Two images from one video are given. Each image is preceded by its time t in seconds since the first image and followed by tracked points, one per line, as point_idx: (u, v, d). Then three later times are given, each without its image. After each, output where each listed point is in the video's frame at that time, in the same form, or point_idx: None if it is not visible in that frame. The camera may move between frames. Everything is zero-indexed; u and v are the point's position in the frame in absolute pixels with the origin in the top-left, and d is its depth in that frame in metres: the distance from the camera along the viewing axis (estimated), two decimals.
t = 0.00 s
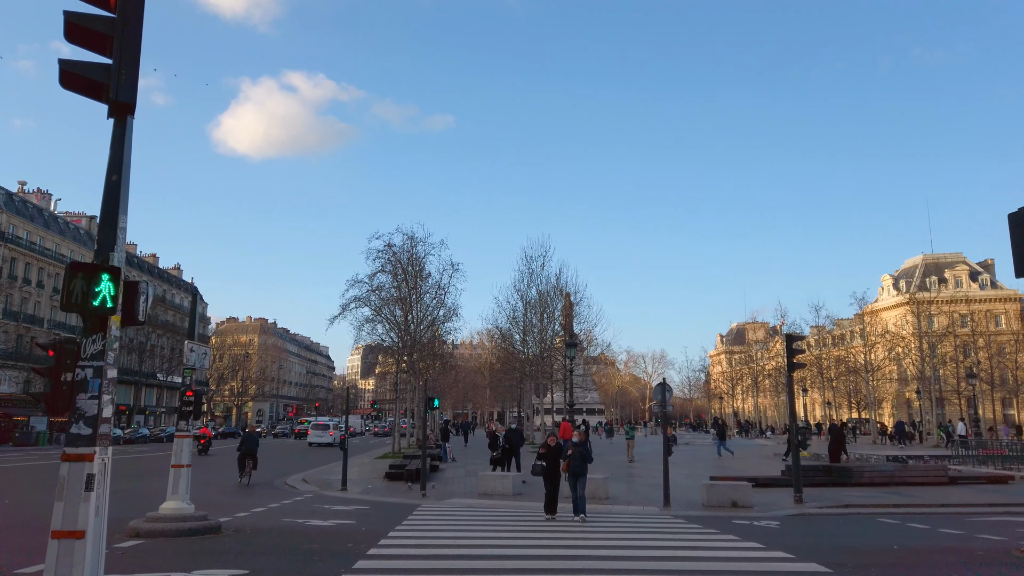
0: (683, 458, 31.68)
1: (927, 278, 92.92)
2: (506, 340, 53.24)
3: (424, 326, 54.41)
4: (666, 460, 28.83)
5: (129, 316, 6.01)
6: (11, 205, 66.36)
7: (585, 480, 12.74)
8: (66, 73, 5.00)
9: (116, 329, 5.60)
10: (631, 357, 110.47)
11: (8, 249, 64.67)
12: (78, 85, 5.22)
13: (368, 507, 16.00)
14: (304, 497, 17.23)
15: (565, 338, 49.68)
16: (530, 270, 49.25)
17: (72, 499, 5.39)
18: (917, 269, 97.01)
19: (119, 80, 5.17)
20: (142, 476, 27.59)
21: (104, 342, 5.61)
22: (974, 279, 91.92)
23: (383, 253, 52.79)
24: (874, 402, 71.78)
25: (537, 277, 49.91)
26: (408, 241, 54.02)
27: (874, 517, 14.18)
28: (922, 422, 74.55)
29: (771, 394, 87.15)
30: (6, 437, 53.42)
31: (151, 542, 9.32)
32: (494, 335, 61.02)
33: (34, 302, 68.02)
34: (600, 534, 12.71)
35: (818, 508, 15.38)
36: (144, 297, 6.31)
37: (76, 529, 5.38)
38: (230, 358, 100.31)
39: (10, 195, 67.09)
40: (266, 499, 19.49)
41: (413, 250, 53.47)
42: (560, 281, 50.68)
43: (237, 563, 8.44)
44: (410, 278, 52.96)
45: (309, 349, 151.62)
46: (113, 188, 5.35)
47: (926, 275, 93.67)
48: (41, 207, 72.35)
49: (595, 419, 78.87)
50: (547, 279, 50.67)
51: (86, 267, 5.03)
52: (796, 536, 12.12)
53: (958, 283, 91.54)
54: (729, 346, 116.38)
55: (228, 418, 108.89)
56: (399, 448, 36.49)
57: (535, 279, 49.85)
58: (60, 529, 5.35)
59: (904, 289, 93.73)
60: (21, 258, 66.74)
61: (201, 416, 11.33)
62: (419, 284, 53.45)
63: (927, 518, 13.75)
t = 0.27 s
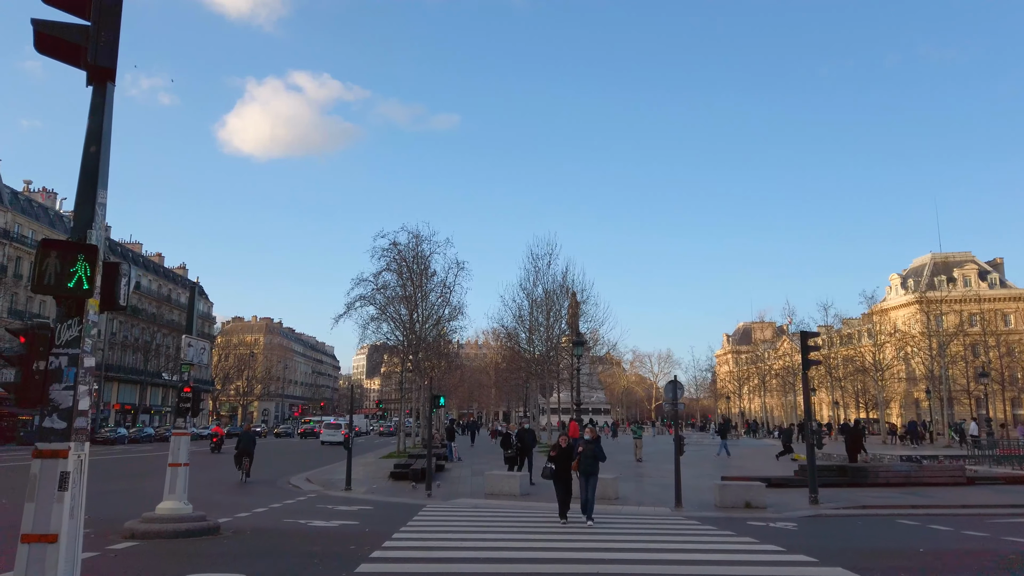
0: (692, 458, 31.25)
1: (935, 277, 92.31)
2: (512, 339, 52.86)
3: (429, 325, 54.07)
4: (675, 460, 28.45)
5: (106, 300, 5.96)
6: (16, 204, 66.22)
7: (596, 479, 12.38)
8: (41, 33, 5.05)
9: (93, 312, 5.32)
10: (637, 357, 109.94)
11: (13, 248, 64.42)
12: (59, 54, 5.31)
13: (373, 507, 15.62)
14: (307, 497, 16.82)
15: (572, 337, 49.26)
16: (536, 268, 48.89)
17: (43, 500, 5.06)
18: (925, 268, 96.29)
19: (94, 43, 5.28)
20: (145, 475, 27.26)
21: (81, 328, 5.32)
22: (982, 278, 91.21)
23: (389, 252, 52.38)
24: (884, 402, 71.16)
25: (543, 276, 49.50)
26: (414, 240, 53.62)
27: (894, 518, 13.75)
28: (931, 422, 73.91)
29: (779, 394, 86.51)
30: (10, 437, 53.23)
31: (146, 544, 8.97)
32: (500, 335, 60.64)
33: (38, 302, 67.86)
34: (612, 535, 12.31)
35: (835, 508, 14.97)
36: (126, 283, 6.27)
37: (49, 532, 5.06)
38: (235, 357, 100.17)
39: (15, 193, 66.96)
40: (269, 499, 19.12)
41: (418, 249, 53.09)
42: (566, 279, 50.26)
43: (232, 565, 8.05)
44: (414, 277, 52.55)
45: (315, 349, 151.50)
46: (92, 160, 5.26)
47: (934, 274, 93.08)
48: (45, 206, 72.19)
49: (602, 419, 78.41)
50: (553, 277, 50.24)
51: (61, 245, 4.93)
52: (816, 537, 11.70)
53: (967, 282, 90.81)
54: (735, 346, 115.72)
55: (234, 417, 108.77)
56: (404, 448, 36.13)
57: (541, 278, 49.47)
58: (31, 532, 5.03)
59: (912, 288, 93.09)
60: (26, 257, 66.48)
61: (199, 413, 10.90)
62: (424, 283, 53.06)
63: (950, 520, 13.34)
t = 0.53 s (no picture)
0: (697, 460, 30.85)
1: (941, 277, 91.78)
2: (515, 339, 52.51)
3: (431, 324, 53.74)
4: (681, 463, 28.08)
5: (72, 301, 5.43)
6: (19, 204, 66.12)
7: (603, 486, 12.01)
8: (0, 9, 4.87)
9: (56, 309, 5.02)
10: (640, 357, 109.51)
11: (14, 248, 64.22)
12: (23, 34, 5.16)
13: (373, 511, 15.27)
14: (306, 501, 16.49)
15: (575, 337, 48.87)
16: (540, 268, 48.53)
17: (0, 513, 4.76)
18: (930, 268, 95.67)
19: (61, 21, 5.10)
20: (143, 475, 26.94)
21: (44, 327, 5.01)
22: (989, 277, 90.60)
23: (391, 252, 52.05)
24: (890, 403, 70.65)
25: (546, 275, 49.13)
26: (416, 239, 53.27)
27: (908, 524, 13.37)
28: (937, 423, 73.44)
29: (784, 395, 86.04)
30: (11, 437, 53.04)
31: (134, 553, 8.66)
32: (503, 335, 60.30)
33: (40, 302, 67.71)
34: (618, 541, 11.95)
35: (846, 514, 14.60)
36: (97, 276, 5.71)
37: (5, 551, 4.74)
38: (238, 357, 99.96)
39: (18, 193, 66.85)
40: (268, 501, 18.79)
41: (421, 248, 52.74)
42: (570, 279, 49.86)
43: None
44: (417, 278, 52.18)
45: (318, 349, 151.31)
46: (56, 148, 5.07)
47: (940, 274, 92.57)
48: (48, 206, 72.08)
49: (606, 419, 78.05)
50: (557, 276, 49.83)
51: (19, 237, 4.66)
52: (829, 545, 11.33)
53: (973, 282, 90.19)
54: (740, 346, 115.19)
55: (236, 417, 108.62)
56: (406, 448, 35.83)
57: (545, 278, 49.11)
58: None
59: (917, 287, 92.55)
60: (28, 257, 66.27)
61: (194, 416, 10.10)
62: (427, 283, 52.71)
63: (965, 526, 12.99)
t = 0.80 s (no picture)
0: (701, 461, 30.45)
1: (944, 277, 91.32)
2: (517, 339, 52.11)
3: (432, 324, 53.35)
4: (684, 463, 27.71)
5: (29, 276, 5.19)
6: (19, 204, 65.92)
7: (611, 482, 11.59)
8: None
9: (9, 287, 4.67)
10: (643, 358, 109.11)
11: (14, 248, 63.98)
12: None
13: (372, 513, 14.90)
14: (303, 502, 16.12)
15: (577, 337, 48.43)
16: (541, 268, 48.17)
17: None
18: (933, 269, 95.09)
19: None
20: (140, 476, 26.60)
21: None
22: (992, 277, 90.09)
23: (392, 251, 51.69)
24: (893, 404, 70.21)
25: (548, 275, 48.75)
26: (417, 239, 52.91)
27: (921, 525, 13.01)
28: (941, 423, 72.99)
29: (787, 395, 85.58)
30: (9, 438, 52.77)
31: (119, 556, 8.29)
32: (504, 335, 59.89)
33: (40, 303, 67.50)
34: (626, 542, 11.54)
35: (856, 514, 14.22)
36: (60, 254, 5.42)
37: None
38: (239, 359, 99.64)
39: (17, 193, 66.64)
40: (265, 503, 18.42)
41: (421, 248, 52.38)
42: (572, 279, 49.42)
43: None
44: (418, 277, 51.79)
45: (319, 350, 151.02)
46: (9, 102, 4.74)
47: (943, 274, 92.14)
48: (48, 206, 71.86)
49: (608, 420, 77.66)
50: (559, 276, 49.46)
51: None
52: (841, 547, 10.97)
53: (977, 282, 89.66)
54: (742, 347, 114.78)
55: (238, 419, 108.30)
56: (406, 449, 35.51)
57: (546, 278, 48.71)
58: None
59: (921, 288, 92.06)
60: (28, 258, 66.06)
61: (182, 413, 9.70)
62: (427, 283, 52.34)
63: (980, 528, 12.62)
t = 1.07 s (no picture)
0: (705, 463, 30.08)
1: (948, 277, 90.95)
2: (519, 340, 51.79)
3: (434, 325, 53.04)
4: (689, 466, 27.36)
5: None
6: (19, 205, 65.64)
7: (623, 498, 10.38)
8: None
9: None
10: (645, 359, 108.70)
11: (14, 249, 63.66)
12: None
13: (372, 519, 14.51)
14: (302, 507, 15.72)
15: (580, 338, 48.12)
16: (543, 269, 47.85)
17: None
18: (937, 269, 94.69)
19: None
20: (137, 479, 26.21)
21: None
22: (996, 278, 89.67)
23: (393, 252, 51.35)
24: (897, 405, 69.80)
25: (550, 276, 48.42)
26: (419, 240, 52.56)
27: (938, 533, 12.61)
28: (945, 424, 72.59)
29: (790, 396, 85.21)
30: (8, 439, 52.39)
31: (106, 570, 7.89)
32: (506, 336, 59.58)
33: (40, 304, 67.21)
34: (636, 550, 11.08)
35: (870, 521, 13.81)
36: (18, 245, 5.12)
37: None
38: (241, 359, 99.33)
39: (17, 194, 66.36)
40: (263, 508, 18.01)
41: (423, 249, 52.03)
42: (574, 279, 49.06)
43: None
44: (420, 279, 51.41)
45: (320, 351, 150.76)
46: None
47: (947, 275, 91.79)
48: (48, 207, 71.59)
49: (611, 421, 77.31)
50: (561, 277, 49.14)
51: None
52: (858, 557, 10.56)
53: (981, 282, 89.22)
54: (745, 347, 114.39)
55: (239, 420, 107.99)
56: (408, 451, 35.18)
57: (549, 279, 48.40)
58: None
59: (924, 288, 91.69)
60: (29, 259, 65.80)
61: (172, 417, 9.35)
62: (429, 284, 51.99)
63: (999, 535, 12.22)
